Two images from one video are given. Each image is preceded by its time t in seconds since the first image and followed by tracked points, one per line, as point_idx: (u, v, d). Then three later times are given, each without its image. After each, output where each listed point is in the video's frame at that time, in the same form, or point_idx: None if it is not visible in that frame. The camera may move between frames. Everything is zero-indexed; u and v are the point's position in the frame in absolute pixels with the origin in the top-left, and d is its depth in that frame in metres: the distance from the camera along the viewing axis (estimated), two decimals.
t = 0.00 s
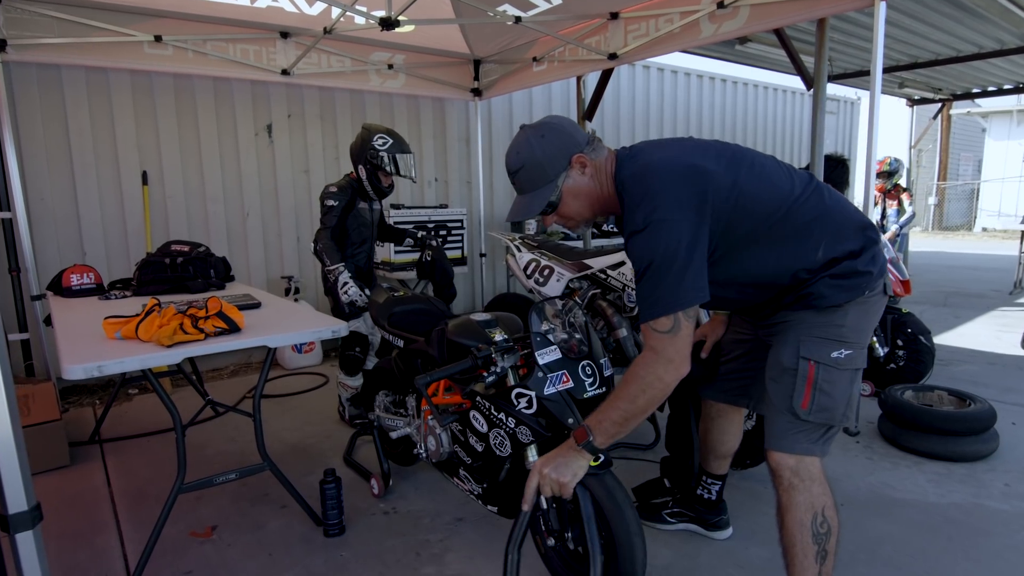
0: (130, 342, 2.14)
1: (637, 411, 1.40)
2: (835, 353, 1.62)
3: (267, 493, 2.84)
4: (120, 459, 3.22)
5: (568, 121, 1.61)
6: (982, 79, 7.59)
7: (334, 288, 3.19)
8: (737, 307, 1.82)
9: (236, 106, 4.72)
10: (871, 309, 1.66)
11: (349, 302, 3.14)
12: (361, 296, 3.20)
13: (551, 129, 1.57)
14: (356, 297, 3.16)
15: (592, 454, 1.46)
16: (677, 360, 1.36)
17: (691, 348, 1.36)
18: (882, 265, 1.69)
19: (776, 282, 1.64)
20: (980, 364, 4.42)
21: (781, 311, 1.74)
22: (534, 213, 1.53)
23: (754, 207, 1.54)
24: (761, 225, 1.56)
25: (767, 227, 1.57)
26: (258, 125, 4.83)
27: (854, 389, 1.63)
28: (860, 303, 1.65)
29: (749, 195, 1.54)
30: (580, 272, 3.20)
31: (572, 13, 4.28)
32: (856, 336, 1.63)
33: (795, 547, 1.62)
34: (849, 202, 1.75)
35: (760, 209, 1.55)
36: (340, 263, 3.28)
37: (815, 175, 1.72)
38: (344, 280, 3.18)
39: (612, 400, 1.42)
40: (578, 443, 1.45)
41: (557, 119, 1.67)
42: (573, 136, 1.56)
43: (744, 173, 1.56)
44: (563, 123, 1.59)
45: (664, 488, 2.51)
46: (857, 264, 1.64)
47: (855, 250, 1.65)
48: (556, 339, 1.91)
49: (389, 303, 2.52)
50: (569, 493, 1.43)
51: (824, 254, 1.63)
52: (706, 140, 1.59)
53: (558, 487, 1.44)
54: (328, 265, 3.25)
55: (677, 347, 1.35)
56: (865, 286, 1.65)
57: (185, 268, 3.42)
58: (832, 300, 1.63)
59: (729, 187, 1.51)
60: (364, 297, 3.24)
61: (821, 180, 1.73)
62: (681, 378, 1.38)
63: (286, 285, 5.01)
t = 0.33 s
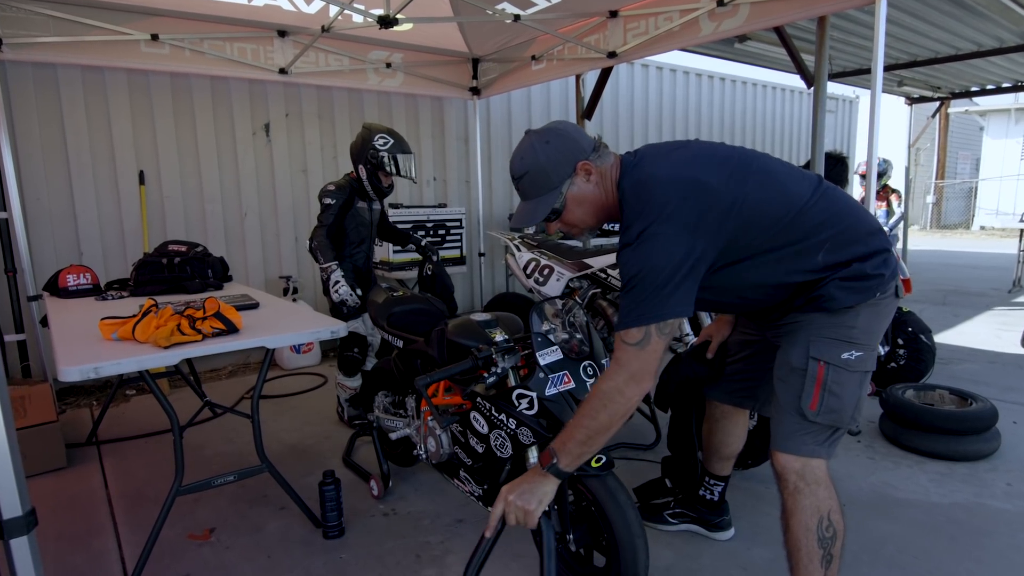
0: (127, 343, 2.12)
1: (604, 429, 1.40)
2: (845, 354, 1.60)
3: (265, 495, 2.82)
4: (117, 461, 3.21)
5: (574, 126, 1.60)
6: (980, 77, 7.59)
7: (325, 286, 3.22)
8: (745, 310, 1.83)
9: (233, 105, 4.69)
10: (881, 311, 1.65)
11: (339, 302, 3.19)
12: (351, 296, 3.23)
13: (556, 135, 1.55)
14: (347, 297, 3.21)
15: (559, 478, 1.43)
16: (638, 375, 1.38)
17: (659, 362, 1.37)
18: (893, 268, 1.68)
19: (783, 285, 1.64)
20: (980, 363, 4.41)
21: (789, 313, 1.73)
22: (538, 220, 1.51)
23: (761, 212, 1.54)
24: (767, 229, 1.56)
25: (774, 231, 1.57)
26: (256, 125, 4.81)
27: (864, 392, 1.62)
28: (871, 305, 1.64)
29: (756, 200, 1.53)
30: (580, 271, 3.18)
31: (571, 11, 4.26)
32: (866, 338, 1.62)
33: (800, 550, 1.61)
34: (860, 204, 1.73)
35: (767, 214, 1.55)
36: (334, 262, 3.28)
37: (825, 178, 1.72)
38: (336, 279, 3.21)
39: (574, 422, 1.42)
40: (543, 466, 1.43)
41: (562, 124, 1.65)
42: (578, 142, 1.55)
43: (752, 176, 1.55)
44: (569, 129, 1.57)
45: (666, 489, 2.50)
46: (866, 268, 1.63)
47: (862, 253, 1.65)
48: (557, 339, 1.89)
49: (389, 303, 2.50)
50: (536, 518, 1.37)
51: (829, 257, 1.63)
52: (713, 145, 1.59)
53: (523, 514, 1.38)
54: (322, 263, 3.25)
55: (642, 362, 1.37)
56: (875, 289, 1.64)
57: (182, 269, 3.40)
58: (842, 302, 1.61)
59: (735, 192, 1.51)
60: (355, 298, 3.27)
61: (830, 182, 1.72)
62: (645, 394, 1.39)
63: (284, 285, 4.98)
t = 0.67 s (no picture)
0: (124, 344, 2.10)
1: (570, 439, 1.39)
2: (855, 355, 1.59)
3: (264, 496, 2.81)
4: (115, 462, 3.19)
5: (579, 133, 1.58)
6: (978, 75, 7.60)
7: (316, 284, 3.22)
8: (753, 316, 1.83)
9: (230, 103, 4.67)
10: (891, 314, 1.63)
11: (327, 301, 3.18)
12: (340, 297, 3.22)
13: (559, 143, 1.53)
14: (336, 297, 3.19)
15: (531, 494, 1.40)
16: (598, 381, 1.38)
17: (624, 369, 1.37)
18: (903, 271, 1.66)
19: (789, 291, 1.64)
20: (980, 360, 4.41)
21: (796, 318, 1.73)
22: (538, 230, 1.51)
23: (767, 217, 1.53)
24: (771, 235, 1.55)
25: (780, 236, 1.56)
26: (253, 124, 4.78)
27: (872, 394, 1.61)
28: (881, 307, 1.62)
29: (760, 205, 1.53)
30: (580, 269, 3.17)
31: (570, 9, 4.24)
32: (876, 340, 1.60)
33: (804, 552, 1.61)
34: (869, 207, 1.72)
35: (772, 220, 1.54)
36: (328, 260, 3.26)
37: (833, 181, 1.70)
38: (327, 278, 3.19)
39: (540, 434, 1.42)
40: (513, 481, 1.40)
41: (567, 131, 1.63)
42: (581, 151, 1.53)
43: (756, 183, 1.54)
44: (573, 136, 1.56)
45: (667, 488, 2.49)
46: (874, 271, 1.61)
47: (869, 257, 1.63)
48: (558, 338, 1.91)
49: (389, 302, 2.48)
50: (506, 534, 1.34)
51: (834, 261, 1.62)
52: (717, 151, 1.58)
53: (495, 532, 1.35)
54: (315, 261, 3.23)
55: (607, 366, 1.37)
56: (885, 292, 1.62)
57: (179, 268, 3.38)
58: (851, 305, 1.59)
59: (734, 198, 1.50)
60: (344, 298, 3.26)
61: (838, 185, 1.71)
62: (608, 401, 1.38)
63: (282, 284, 4.96)
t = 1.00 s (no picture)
0: (121, 345, 2.08)
1: (559, 442, 1.39)
2: (862, 357, 1.57)
3: (263, 498, 2.79)
4: (113, 464, 3.17)
5: (580, 140, 1.57)
6: (977, 74, 7.59)
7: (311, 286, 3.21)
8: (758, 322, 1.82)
9: (228, 103, 4.65)
10: (899, 317, 1.62)
11: (322, 305, 3.19)
12: (335, 300, 3.22)
13: (558, 151, 1.52)
14: (330, 301, 3.21)
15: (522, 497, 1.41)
16: (586, 386, 1.38)
17: (615, 374, 1.37)
18: (911, 273, 1.64)
19: (794, 295, 1.63)
20: (981, 360, 4.40)
21: (803, 321, 1.71)
22: (537, 237, 1.49)
23: (768, 220, 1.52)
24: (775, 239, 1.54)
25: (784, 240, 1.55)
26: (251, 124, 4.76)
27: (879, 397, 1.59)
28: (887, 310, 1.61)
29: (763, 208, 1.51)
30: (580, 269, 3.15)
31: (571, 8, 4.21)
32: (883, 343, 1.59)
33: (807, 556, 1.60)
34: (875, 208, 1.70)
35: (773, 223, 1.52)
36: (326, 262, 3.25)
37: (838, 182, 1.69)
38: (324, 281, 3.19)
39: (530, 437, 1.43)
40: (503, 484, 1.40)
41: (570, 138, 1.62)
42: (579, 159, 1.51)
43: (759, 186, 1.53)
44: (573, 143, 1.54)
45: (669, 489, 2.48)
46: (880, 275, 1.59)
47: (875, 260, 1.62)
48: (559, 339, 1.92)
49: (388, 303, 2.47)
50: (491, 536, 1.34)
51: (840, 265, 1.60)
52: (720, 153, 1.56)
53: (480, 535, 1.35)
54: (314, 263, 3.21)
55: (598, 371, 1.37)
56: (892, 295, 1.60)
57: (177, 269, 3.36)
58: (857, 308, 1.58)
59: (737, 201, 1.49)
60: (339, 302, 3.26)
61: (844, 186, 1.69)
62: (597, 405, 1.39)
63: (281, 285, 4.94)
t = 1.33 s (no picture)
0: (119, 346, 2.06)
1: (570, 437, 1.38)
2: (866, 357, 1.56)
3: (263, 499, 2.77)
4: (112, 464, 3.15)
5: (575, 131, 1.55)
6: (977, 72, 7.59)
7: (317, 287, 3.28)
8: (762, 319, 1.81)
9: (226, 102, 4.62)
10: (903, 315, 1.60)
11: (327, 306, 3.26)
12: (339, 303, 3.30)
13: (549, 146, 1.51)
14: (335, 302, 3.27)
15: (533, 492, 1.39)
16: (598, 379, 1.36)
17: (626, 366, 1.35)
18: (918, 271, 1.62)
19: (798, 290, 1.61)
20: (982, 358, 4.39)
21: (806, 318, 1.69)
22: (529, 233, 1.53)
23: (770, 213, 1.51)
24: (778, 231, 1.53)
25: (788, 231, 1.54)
26: (250, 122, 4.74)
27: (884, 398, 1.58)
28: (892, 308, 1.59)
29: (765, 200, 1.50)
30: (581, 268, 3.13)
31: (571, 5, 4.18)
32: (888, 342, 1.57)
33: (812, 558, 1.59)
34: (879, 203, 1.69)
35: (776, 216, 1.51)
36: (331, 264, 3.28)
37: (843, 177, 1.68)
38: (328, 284, 3.26)
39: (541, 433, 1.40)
40: (515, 481, 1.39)
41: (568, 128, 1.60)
42: (570, 155, 1.50)
43: (761, 175, 1.52)
44: (567, 136, 1.53)
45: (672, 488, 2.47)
46: (884, 271, 1.58)
47: (880, 256, 1.60)
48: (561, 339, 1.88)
49: (388, 302, 2.45)
50: (504, 534, 1.33)
51: (844, 259, 1.59)
52: (723, 144, 1.55)
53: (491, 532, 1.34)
54: (318, 264, 3.25)
55: (610, 363, 1.35)
56: (897, 293, 1.58)
57: (176, 268, 3.34)
58: (862, 306, 1.56)
59: (740, 191, 1.48)
60: (344, 304, 3.32)
61: (850, 181, 1.68)
62: (608, 398, 1.37)
63: (279, 284, 4.92)
